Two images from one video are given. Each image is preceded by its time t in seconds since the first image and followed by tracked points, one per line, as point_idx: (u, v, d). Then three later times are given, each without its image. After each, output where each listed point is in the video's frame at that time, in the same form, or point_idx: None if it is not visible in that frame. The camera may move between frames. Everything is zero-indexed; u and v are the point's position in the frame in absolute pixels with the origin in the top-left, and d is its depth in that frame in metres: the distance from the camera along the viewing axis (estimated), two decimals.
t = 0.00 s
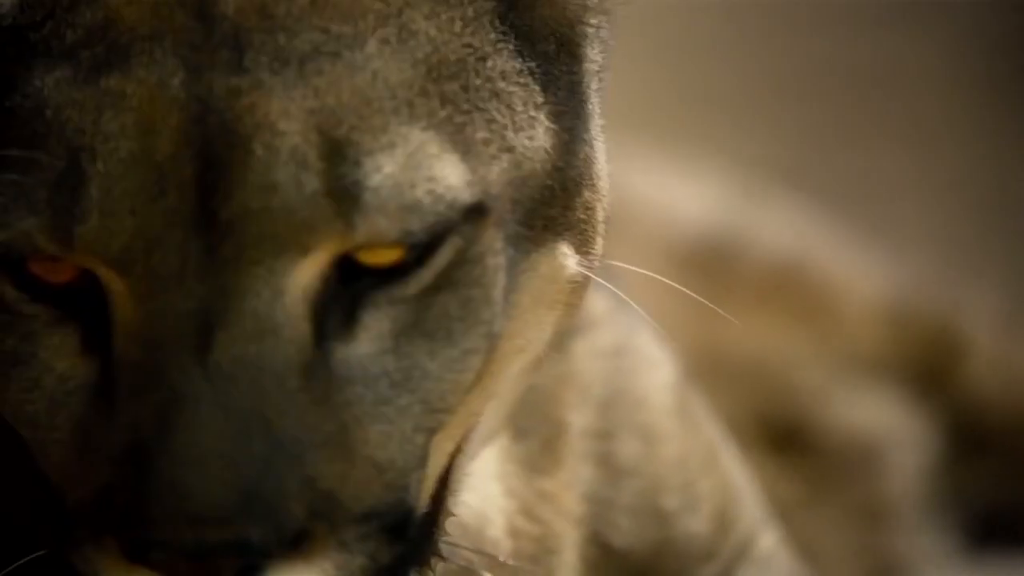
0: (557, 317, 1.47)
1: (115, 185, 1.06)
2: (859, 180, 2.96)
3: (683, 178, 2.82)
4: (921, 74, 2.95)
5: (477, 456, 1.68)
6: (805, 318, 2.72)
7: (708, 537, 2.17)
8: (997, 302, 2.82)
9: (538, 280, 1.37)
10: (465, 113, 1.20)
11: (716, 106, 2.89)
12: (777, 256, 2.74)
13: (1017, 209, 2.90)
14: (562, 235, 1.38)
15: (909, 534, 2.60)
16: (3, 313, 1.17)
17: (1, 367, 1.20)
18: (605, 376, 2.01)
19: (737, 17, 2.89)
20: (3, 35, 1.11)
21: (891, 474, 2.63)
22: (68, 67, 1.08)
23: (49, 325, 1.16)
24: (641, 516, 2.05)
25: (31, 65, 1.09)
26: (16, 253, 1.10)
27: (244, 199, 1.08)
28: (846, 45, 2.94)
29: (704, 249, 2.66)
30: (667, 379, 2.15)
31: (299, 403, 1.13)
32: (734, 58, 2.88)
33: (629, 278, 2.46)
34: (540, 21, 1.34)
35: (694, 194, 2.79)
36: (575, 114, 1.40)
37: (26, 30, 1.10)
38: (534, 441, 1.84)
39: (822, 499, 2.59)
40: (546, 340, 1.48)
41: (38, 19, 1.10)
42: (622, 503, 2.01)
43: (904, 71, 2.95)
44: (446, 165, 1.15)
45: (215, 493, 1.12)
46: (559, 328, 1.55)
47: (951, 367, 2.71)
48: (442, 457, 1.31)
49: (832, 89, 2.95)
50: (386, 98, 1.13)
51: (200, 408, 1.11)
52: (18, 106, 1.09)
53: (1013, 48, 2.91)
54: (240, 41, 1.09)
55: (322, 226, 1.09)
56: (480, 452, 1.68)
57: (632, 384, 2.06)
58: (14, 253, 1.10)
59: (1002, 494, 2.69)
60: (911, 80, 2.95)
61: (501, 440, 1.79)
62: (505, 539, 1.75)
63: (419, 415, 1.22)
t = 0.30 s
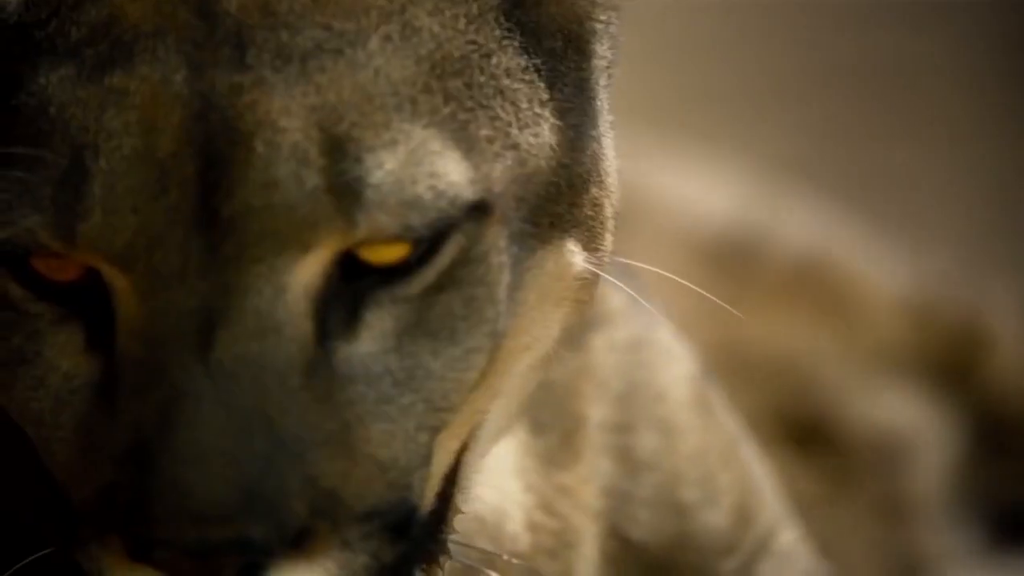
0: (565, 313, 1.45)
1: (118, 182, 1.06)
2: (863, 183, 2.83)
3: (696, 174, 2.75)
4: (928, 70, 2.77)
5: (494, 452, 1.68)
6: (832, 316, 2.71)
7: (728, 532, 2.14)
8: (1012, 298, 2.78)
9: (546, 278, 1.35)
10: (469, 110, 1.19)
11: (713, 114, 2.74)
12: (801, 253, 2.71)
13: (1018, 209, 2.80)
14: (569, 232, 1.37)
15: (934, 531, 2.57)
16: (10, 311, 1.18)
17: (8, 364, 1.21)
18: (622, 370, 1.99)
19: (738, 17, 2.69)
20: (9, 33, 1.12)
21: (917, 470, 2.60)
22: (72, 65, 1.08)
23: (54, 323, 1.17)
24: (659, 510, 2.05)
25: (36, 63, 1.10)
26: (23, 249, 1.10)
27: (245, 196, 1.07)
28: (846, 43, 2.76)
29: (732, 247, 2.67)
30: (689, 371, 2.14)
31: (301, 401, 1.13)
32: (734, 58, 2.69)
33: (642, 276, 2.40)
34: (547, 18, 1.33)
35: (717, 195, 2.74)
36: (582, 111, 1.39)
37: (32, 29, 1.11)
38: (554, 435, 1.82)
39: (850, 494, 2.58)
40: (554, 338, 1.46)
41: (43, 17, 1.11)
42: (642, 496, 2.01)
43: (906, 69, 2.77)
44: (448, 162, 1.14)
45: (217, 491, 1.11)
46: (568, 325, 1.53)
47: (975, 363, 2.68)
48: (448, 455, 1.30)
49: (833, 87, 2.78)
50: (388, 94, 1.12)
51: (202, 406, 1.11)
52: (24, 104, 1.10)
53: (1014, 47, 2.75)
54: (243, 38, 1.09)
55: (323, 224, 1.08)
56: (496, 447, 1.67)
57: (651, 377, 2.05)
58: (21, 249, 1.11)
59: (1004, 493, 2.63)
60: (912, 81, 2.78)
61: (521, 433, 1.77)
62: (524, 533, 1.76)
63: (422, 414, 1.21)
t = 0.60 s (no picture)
0: (577, 308, 1.43)
1: (124, 176, 1.06)
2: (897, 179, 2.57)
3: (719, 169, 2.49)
4: (938, 60, 2.47)
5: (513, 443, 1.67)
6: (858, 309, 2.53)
7: (753, 524, 2.12)
8: None
9: (556, 274, 1.34)
10: (476, 105, 1.18)
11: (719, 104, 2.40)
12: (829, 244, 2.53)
13: None
14: (580, 227, 1.36)
15: (972, 527, 2.35)
16: (18, 307, 1.19)
17: (19, 359, 1.22)
18: (645, 364, 1.95)
19: (737, 16, 2.32)
20: (21, 28, 1.14)
21: (949, 463, 2.41)
22: (80, 60, 1.09)
23: (62, 319, 1.17)
24: (683, 502, 2.02)
25: (45, 58, 1.11)
26: (31, 240, 1.12)
27: (249, 189, 1.06)
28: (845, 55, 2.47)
29: (755, 244, 2.48)
30: (713, 364, 2.10)
31: (307, 397, 1.12)
32: (733, 60, 2.32)
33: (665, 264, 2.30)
34: (557, 13, 1.32)
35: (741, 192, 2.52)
36: (592, 105, 1.38)
37: (42, 24, 1.13)
38: (576, 428, 1.80)
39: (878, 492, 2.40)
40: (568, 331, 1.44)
41: (52, 12, 1.12)
42: (665, 489, 1.98)
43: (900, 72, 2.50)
44: (454, 156, 1.14)
45: (221, 487, 1.10)
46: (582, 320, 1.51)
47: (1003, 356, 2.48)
48: (457, 451, 1.29)
49: (833, 87, 2.48)
50: (394, 89, 1.12)
51: (207, 401, 1.10)
52: (33, 99, 1.11)
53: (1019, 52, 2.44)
54: (248, 33, 1.08)
55: (327, 219, 1.08)
56: (515, 439, 1.66)
57: (674, 370, 2.01)
58: (29, 241, 1.12)
59: None
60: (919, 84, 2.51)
61: (542, 425, 1.76)
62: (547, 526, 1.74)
63: (429, 409, 1.20)
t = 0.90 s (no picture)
0: (588, 304, 1.42)
1: (130, 171, 1.06)
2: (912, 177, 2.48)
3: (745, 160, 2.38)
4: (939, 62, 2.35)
5: (530, 436, 1.69)
6: (880, 308, 2.53)
7: (773, 519, 2.04)
8: None
9: (566, 269, 1.33)
10: (483, 100, 1.18)
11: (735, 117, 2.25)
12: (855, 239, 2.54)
13: None
14: (590, 222, 1.36)
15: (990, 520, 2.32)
16: (27, 302, 1.19)
17: (28, 355, 1.22)
18: (662, 357, 1.93)
19: (738, 17, 2.16)
20: (31, 24, 1.14)
21: (973, 459, 2.38)
22: (89, 55, 1.09)
23: (71, 314, 1.17)
24: (703, 496, 1.95)
25: (55, 53, 1.11)
26: (40, 234, 1.12)
27: (255, 183, 1.06)
28: (844, 55, 2.32)
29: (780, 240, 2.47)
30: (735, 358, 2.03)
31: (314, 392, 1.11)
32: (734, 60, 2.14)
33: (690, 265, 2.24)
34: (567, 8, 1.32)
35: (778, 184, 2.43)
36: (602, 100, 1.37)
37: (51, 19, 1.13)
38: (597, 420, 1.81)
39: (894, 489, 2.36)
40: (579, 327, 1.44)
41: (62, 7, 1.12)
42: (682, 483, 1.92)
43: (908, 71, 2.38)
44: (460, 151, 1.13)
45: (227, 482, 1.09)
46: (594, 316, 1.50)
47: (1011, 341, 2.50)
48: (466, 446, 1.28)
49: (836, 85, 2.32)
50: (400, 83, 1.11)
51: (213, 396, 1.09)
52: (42, 95, 1.11)
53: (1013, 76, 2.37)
54: (256, 27, 1.08)
55: (333, 213, 1.07)
56: (531, 433, 1.67)
57: (695, 363, 1.96)
58: (38, 235, 1.12)
59: None
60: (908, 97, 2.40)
61: (559, 419, 1.76)
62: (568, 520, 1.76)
63: (436, 405, 1.19)
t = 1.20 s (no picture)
0: (600, 299, 1.41)
1: (139, 163, 1.06)
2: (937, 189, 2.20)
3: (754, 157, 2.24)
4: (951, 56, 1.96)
5: (549, 428, 1.69)
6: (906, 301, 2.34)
7: (794, 514, 1.99)
8: None
9: (576, 264, 1.33)
10: (492, 94, 1.18)
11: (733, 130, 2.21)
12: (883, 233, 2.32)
13: None
14: (599, 217, 1.35)
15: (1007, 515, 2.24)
16: (39, 296, 1.20)
17: (39, 349, 1.22)
18: (679, 352, 1.90)
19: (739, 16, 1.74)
20: (43, 18, 1.15)
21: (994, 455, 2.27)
22: (99, 49, 1.09)
23: (81, 308, 1.18)
24: (723, 492, 1.90)
25: (65, 47, 1.11)
26: (50, 227, 1.12)
27: (262, 176, 1.06)
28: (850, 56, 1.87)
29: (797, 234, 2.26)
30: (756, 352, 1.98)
31: (320, 386, 1.11)
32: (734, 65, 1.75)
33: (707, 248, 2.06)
34: (578, 1, 1.31)
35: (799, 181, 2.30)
36: (612, 94, 1.36)
37: (62, 14, 1.13)
38: (615, 412, 1.79)
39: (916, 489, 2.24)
40: (590, 323, 1.43)
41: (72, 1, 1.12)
42: (702, 479, 1.87)
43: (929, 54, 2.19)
44: (468, 144, 1.13)
45: (235, 476, 1.09)
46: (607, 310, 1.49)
47: None
48: (475, 440, 1.27)
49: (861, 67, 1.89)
50: (408, 76, 1.11)
51: (221, 389, 1.09)
52: (53, 89, 1.12)
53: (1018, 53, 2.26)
54: (264, 20, 1.08)
55: (340, 206, 1.07)
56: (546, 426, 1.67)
57: (713, 358, 1.92)
58: (48, 227, 1.12)
59: None
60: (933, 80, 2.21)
61: (575, 412, 1.76)
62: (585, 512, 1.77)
63: (444, 399, 1.19)
